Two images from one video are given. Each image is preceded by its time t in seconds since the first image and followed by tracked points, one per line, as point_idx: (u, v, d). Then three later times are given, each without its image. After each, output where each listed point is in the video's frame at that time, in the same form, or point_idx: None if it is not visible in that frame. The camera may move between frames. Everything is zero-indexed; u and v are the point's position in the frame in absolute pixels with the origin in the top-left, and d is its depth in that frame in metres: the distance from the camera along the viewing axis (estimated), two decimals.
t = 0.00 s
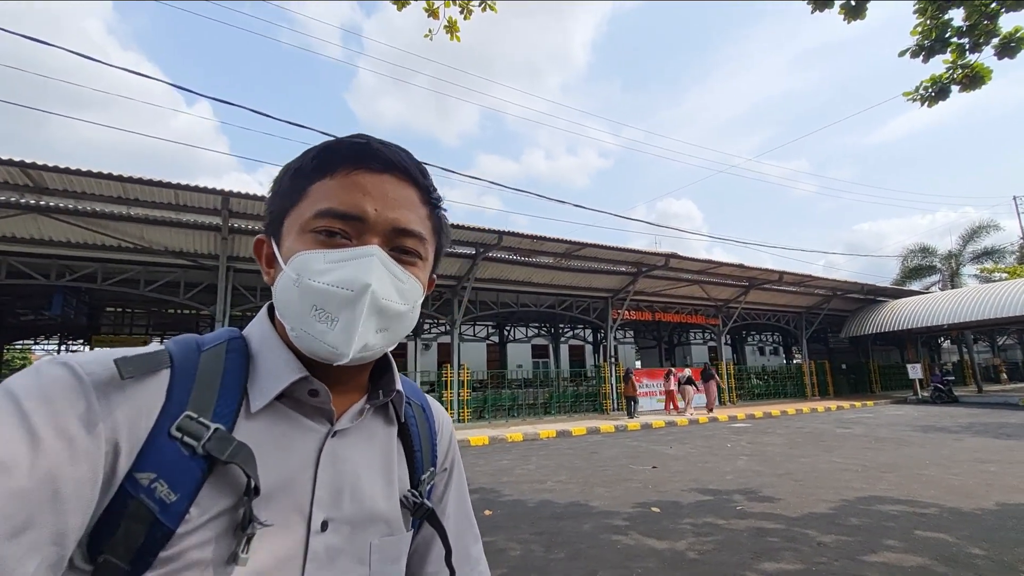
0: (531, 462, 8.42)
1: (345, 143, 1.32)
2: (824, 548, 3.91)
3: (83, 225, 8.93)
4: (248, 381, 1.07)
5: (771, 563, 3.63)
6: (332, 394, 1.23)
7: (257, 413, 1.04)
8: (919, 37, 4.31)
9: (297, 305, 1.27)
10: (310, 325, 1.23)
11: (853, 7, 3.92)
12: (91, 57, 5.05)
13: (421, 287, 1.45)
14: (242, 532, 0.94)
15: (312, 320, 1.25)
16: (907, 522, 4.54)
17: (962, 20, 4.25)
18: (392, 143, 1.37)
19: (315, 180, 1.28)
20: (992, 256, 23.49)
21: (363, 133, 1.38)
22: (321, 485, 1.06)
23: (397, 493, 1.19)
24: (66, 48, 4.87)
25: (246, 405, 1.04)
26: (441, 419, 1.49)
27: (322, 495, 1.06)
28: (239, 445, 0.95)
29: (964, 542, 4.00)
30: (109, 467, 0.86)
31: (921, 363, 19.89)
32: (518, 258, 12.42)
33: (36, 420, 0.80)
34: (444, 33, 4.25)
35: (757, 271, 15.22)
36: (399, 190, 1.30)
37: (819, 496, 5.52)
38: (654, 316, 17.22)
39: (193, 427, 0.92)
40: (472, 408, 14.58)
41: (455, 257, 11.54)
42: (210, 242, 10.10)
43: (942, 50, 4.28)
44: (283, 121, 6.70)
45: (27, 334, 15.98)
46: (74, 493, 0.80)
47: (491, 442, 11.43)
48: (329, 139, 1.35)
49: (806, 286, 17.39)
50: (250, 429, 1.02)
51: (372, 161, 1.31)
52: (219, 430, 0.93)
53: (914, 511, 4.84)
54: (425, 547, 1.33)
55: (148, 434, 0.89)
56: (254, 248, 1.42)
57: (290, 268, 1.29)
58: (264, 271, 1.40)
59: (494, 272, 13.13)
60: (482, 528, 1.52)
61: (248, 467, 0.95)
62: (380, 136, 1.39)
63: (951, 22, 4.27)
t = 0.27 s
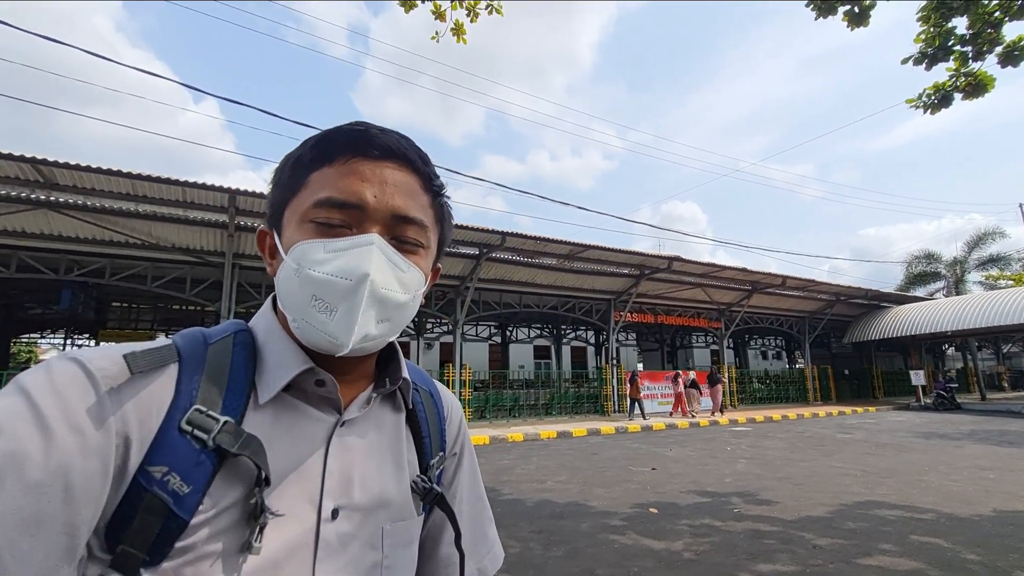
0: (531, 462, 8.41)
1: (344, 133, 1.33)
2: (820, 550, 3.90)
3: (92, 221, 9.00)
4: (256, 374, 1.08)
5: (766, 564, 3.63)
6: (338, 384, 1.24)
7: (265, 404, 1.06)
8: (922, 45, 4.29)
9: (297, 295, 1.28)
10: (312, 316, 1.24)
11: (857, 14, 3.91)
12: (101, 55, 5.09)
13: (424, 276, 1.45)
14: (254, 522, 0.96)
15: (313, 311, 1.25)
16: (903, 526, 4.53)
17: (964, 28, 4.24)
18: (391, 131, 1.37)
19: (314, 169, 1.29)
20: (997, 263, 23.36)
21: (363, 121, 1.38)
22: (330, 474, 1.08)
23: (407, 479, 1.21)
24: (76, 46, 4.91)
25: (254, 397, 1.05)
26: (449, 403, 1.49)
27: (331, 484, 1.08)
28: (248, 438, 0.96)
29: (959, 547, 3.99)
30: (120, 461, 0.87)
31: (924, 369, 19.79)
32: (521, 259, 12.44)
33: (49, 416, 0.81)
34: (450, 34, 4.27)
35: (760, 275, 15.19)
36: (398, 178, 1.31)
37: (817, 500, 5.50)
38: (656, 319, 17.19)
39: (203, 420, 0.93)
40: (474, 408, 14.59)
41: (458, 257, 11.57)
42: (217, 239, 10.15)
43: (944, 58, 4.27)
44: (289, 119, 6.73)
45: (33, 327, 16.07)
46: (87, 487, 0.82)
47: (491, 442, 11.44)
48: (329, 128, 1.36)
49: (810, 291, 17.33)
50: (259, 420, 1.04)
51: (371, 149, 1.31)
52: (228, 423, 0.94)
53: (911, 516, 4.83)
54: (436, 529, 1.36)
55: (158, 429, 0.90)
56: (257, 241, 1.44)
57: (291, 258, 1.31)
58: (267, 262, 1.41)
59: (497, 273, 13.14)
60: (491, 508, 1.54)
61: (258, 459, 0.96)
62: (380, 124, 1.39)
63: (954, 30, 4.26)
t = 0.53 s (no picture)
0: (533, 461, 8.42)
1: (345, 128, 1.32)
2: (818, 550, 3.89)
3: (101, 220, 9.06)
4: (257, 367, 1.09)
5: (765, 563, 3.62)
6: (340, 377, 1.25)
7: (267, 397, 1.07)
8: (925, 47, 4.28)
9: (298, 293, 1.29)
10: (312, 314, 1.25)
11: (860, 16, 3.90)
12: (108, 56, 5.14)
13: (425, 274, 1.46)
14: (257, 515, 0.96)
15: (313, 310, 1.26)
16: (903, 527, 4.51)
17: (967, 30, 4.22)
18: (393, 126, 1.37)
19: (315, 166, 1.29)
20: (1003, 265, 23.21)
21: (365, 115, 1.38)
22: (332, 466, 1.09)
23: (408, 471, 1.22)
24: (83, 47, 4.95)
25: (256, 390, 1.06)
26: (451, 395, 1.50)
27: (334, 476, 1.09)
28: (250, 431, 0.97)
29: (958, 547, 3.97)
30: (124, 454, 0.88)
31: (930, 371, 19.69)
32: (524, 259, 12.45)
33: (52, 409, 0.82)
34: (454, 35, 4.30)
35: (764, 276, 15.15)
36: (400, 175, 1.30)
37: (818, 500, 5.48)
38: (660, 319, 17.16)
39: (205, 414, 0.94)
40: (477, 408, 14.60)
41: (461, 257, 11.59)
42: (223, 239, 10.20)
43: (947, 60, 4.25)
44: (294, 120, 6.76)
45: (40, 326, 16.19)
46: (91, 479, 0.83)
47: (494, 441, 11.45)
48: (330, 121, 1.36)
49: (814, 292, 17.26)
50: (261, 413, 1.05)
51: (373, 145, 1.31)
52: (230, 416, 0.95)
53: (912, 516, 4.80)
54: (438, 521, 1.37)
55: (161, 423, 0.91)
56: (258, 234, 1.45)
57: (291, 255, 1.31)
58: (268, 257, 1.42)
59: (500, 273, 13.15)
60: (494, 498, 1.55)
61: (260, 453, 0.97)
62: (382, 117, 1.39)
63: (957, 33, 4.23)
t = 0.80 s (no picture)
0: (535, 461, 8.41)
1: (341, 118, 1.33)
2: (819, 550, 3.88)
3: (107, 219, 9.10)
4: (257, 358, 1.10)
5: (765, 563, 3.61)
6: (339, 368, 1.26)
7: (267, 387, 1.07)
8: (928, 50, 4.27)
9: (298, 282, 1.30)
10: (313, 304, 1.25)
11: (864, 19, 3.90)
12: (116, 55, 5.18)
13: (425, 262, 1.47)
14: (257, 504, 0.97)
15: (314, 299, 1.27)
16: (904, 528, 4.49)
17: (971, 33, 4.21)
18: (389, 113, 1.37)
19: (313, 154, 1.30)
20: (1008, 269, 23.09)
21: (361, 104, 1.39)
22: (332, 456, 1.09)
23: (407, 462, 1.22)
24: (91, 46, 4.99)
25: (256, 380, 1.07)
26: (449, 389, 1.50)
27: (334, 466, 1.09)
28: (251, 420, 0.97)
29: (959, 549, 3.96)
30: (124, 443, 0.88)
31: (934, 375, 19.59)
32: (527, 260, 12.45)
33: (52, 400, 0.83)
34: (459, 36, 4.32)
35: (767, 279, 15.11)
36: (399, 161, 1.31)
37: (819, 502, 5.46)
38: (662, 321, 17.13)
39: (205, 404, 0.94)
40: (479, 408, 14.60)
41: (464, 257, 11.61)
42: (228, 238, 10.24)
43: (950, 63, 4.24)
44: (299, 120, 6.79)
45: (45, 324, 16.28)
46: (91, 469, 0.84)
47: (496, 441, 11.45)
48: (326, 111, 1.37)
49: (818, 295, 17.20)
50: (262, 403, 1.05)
51: (370, 132, 1.32)
52: (231, 406, 0.95)
53: (913, 519, 4.78)
54: (437, 512, 1.37)
55: (162, 413, 0.92)
56: (256, 226, 1.45)
57: (291, 245, 1.32)
58: (267, 247, 1.42)
59: (503, 274, 13.15)
60: (493, 492, 1.56)
61: (261, 442, 0.98)
62: (378, 106, 1.39)
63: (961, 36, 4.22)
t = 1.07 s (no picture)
0: (535, 463, 8.40)
1: (350, 126, 1.34)
2: (818, 554, 3.87)
3: (111, 218, 9.12)
4: (263, 364, 1.10)
5: (765, 565, 3.61)
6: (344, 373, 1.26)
7: (273, 393, 1.08)
8: (931, 54, 4.27)
9: (306, 288, 1.30)
10: (321, 309, 1.26)
11: (866, 24, 3.90)
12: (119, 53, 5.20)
13: (432, 270, 1.47)
14: (265, 509, 0.97)
15: (321, 305, 1.27)
16: (904, 532, 4.48)
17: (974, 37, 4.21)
18: (397, 122, 1.38)
19: (321, 163, 1.30)
20: (1010, 273, 23.03)
21: (369, 113, 1.39)
22: (338, 461, 1.10)
23: (411, 466, 1.23)
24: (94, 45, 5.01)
25: (263, 386, 1.07)
26: (452, 393, 1.51)
27: (340, 471, 1.10)
28: (258, 426, 0.98)
29: (959, 554, 3.95)
30: (133, 450, 0.89)
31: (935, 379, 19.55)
32: (529, 261, 12.45)
33: (60, 408, 0.83)
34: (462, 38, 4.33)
35: (768, 281, 15.10)
36: (407, 169, 1.31)
37: (819, 505, 5.45)
38: (663, 324, 17.12)
39: (213, 410, 0.95)
40: (480, 409, 14.60)
41: (466, 258, 11.61)
42: (230, 238, 10.25)
43: (953, 67, 4.24)
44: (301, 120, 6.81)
45: (48, 322, 16.30)
46: (99, 475, 0.84)
47: (496, 442, 11.44)
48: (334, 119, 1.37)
49: (820, 298, 17.18)
50: (268, 408, 1.06)
51: (379, 141, 1.32)
52: (239, 412, 0.96)
53: (914, 523, 4.77)
54: (439, 517, 1.37)
55: (169, 420, 0.92)
56: (262, 232, 1.45)
57: (300, 251, 1.32)
58: (273, 254, 1.42)
59: (504, 275, 13.15)
60: (492, 497, 1.56)
61: (268, 447, 0.98)
62: (385, 115, 1.40)
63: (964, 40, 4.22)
